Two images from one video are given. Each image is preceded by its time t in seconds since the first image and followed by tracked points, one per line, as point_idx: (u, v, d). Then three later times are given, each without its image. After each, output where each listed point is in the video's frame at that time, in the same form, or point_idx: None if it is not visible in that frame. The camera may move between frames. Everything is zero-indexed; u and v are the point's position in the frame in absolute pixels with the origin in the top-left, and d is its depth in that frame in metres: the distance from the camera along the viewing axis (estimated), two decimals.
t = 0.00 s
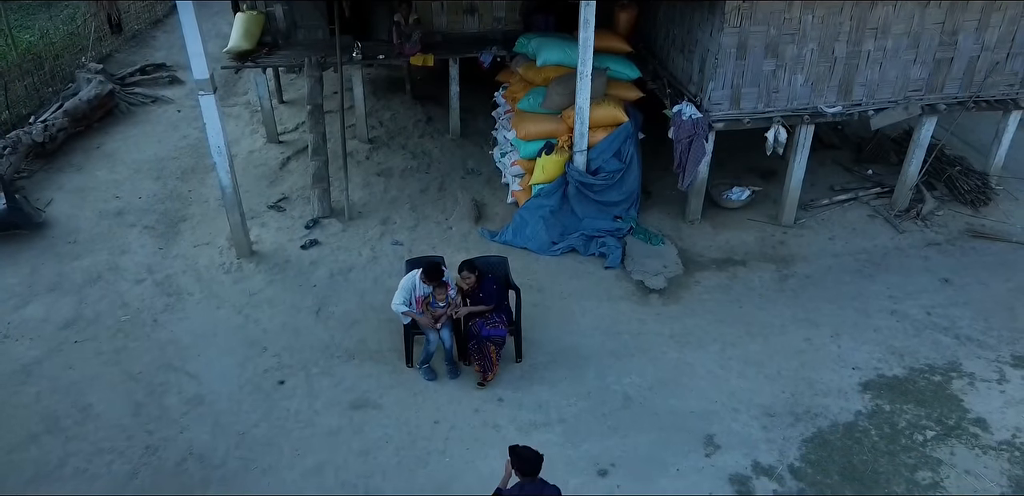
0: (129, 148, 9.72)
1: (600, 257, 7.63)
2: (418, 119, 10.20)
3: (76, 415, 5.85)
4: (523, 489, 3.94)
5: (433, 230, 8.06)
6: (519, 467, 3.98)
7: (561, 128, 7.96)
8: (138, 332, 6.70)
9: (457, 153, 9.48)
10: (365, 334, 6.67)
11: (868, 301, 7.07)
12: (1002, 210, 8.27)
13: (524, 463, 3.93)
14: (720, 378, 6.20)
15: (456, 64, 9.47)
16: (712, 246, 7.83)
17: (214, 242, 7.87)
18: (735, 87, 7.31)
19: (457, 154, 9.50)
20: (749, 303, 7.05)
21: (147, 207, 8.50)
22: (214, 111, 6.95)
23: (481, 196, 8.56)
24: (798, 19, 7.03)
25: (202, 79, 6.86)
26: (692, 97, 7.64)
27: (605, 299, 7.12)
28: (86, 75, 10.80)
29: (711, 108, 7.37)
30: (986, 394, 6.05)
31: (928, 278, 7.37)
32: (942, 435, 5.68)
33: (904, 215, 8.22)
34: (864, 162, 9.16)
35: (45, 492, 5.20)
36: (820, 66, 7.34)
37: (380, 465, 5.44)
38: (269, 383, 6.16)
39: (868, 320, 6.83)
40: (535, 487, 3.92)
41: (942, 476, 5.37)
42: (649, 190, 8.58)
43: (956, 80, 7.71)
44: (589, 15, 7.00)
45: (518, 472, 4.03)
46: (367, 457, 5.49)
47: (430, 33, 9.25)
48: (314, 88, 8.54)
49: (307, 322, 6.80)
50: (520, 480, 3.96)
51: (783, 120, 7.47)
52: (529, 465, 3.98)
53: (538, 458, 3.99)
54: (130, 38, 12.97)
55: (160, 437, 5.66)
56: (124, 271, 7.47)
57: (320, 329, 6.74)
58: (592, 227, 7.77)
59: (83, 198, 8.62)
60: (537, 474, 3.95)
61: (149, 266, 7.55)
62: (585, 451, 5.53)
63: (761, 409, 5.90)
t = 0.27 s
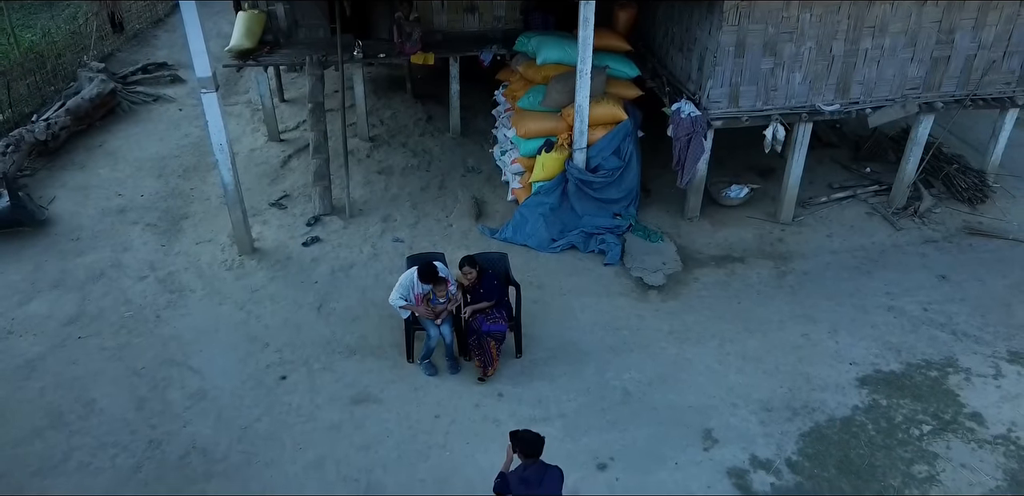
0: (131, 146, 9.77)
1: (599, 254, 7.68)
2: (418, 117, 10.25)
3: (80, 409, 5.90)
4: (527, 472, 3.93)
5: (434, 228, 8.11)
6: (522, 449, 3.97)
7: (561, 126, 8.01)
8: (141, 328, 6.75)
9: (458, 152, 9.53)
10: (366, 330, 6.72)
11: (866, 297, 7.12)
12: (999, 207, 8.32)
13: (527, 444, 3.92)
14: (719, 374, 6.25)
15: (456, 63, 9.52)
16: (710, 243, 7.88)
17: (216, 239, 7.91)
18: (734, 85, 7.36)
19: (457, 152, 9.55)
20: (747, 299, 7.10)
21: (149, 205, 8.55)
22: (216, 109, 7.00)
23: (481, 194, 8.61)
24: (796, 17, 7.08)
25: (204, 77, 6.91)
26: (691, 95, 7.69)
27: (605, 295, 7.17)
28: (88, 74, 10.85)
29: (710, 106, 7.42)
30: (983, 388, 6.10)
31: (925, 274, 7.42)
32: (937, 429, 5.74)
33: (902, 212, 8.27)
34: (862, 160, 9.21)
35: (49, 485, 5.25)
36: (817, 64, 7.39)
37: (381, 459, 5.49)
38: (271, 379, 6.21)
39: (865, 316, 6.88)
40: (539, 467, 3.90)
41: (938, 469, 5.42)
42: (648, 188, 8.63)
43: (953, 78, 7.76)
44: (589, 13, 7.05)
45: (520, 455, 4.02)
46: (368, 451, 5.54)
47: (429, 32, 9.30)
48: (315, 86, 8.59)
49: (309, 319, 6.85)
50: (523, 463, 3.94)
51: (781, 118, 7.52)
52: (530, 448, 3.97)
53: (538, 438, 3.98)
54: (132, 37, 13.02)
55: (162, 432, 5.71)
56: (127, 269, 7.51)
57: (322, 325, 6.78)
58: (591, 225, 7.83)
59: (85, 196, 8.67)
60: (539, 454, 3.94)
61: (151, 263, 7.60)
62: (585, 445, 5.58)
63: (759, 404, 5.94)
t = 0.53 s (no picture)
0: (135, 143, 9.86)
1: (598, 249, 7.78)
2: (418, 114, 10.34)
3: (86, 400, 5.99)
4: (528, 449, 3.77)
5: (434, 223, 8.20)
6: (521, 427, 3.79)
7: (560, 122, 8.10)
8: (146, 321, 6.84)
9: (458, 148, 9.63)
10: (368, 322, 6.82)
11: (860, 291, 7.21)
12: (993, 203, 8.41)
13: (527, 420, 3.75)
14: (715, 365, 6.34)
15: (456, 61, 9.60)
16: (707, 237, 7.97)
17: (219, 234, 8.01)
18: (730, 81, 7.45)
19: (458, 148, 9.64)
20: (743, 292, 7.20)
21: (153, 201, 8.64)
22: (220, 105, 7.09)
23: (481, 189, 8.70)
24: (791, 14, 7.17)
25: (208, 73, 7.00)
26: (689, 91, 7.78)
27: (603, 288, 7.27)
28: (91, 71, 10.95)
29: (707, 102, 7.51)
30: (975, 380, 6.19)
31: (920, 269, 7.51)
32: (930, 419, 5.83)
33: (897, 207, 8.36)
34: (858, 156, 9.30)
35: (57, 473, 5.35)
36: (813, 61, 7.48)
37: (382, 448, 5.58)
38: (274, 370, 6.30)
39: (860, 309, 6.97)
40: (541, 444, 3.74)
41: (931, 458, 5.51)
42: (646, 184, 8.72)
43: (947, 75, 7.85)
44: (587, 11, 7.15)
45: (519, 433, 3.85)
46: (370, 440, 5.64)
47: (430, 30, 9.39)
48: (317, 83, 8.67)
49: (311, 311, 6.94)
50: (524, 441, 3.77)
51: (777, 114, 7.61)
52: (530, 425, 3.80)
53: (539, 415, 3.81)
54: (134, 35, 13.11)
55: (167, 422, 5.80)
56: (131, 263, 7.61)
57: (324, 317, 6.88)
58: (591, 220, 7.92)
59: (90, 191, 8.77)
60: (540, 431, 3.78)
61: (155, 258, 7.69)
62: (583, 434, 5.68)
63: (754, 394, 6.04)
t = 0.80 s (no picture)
0: (140, 137, 10.02)
1: (596, 239, 7.93)
2: (419, 109, 10.50)
3: (97, 383, 6.15)
4: (525, 418, 3.88)
5: (435, 214, 8.36)
6: (518, 397, 3.91)
7: (559, 114, 8.26)
8: (153, 308, 6.99)
9: (458, 142, 9.78)
10: (370, 310, 6.97)
11: (852, 279, 7.37)
12: (985, 195, 8.57)
13: (524, 391, 3.86)
14: (709, 350, 6.50)
15: (457, 56, 9.76)
16: (703, 228, 8.13)
17: (224, 225, 8.16)
18: (726, 74, 7.60)
19: (458, 142, 9.80)
20: (737, 280, 7.36)
21: (159, 193, 8.79)
22: (226, 96, 7.25)
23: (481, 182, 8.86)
24: (785, 9, 7.32)
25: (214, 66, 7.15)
26: (685, 85, 7.94)
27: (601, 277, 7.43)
28: (97, 66, 11.11)
29: (702, 95, 7.67)
30: (963, 364, 6.34)
31: (911, 258, 7.67)
32: (918, 401, 5.98)
33: (889, 199, 8.51)
34: (852, 149, 9.45)
35: (69, 452, 5.50)
36: (807, 54, 7.63)
37: (385, 428, 5.74)
38: (279, 355, 6.46)
39: (852, 297, 7.13)
40: (537, 413, 3.87)
41: (918, 438, 5.67)
42: (643, 176, 8.87)
43: (938, 69, 8.00)
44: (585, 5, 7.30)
45: (516, 402, 3.96)
46: (373, 421, 5.80)
47: (431, 25, 9.55)
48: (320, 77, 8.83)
49: (315, 299, 7.10)
50: (521, 409, 3.88)
51: (771, 107, 7.76)
52: (526, 394, 3.92)
53: (535, 385, 3.92)
54: (138, 32, 13.27)
55: (176, 404, 5.96)
56: (137, 252, 7.76)
57: (328, 304, 7.04)
58: (589, 211, 8.07)
59: (97, 183, 8.92)
60: (536, 400, 3.89)
61: (161, 248, 7.85)
62: (581, 416, 5.84)
63: (747, 378, 6.19)
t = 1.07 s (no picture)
0: (148, 128, 10.24)
1: (593, 225, 8.15)
2: (421, 101, 10.72)
3: (111, 360, 6.37)
4: (519, 380, 4.13)
5: (437, 201, 8.59)
6: (514, 361, 4.14)
7: (557, 104, 8.48)
8: (163, 290, 7.22)
9: (459, 133, 10.01)
10: (375, 292, 7.20)
11: (842, 263, 7.59)
12: (972, 183, 8.79)
13: (519, 356, 4.07)
14: (702, 330, 6.71)
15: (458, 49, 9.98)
16: (697, 215, 8.35)
17: (231, 212, 8.38)
18: (719, 65, 7.82)
19: (459, 133, 10.02)
20: (730, 264, 7.58)
21: (167, 181, 9.02)
22: (234, 86, 7.47)
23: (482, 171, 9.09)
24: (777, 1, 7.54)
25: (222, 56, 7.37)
26: (680, 75, 8.15)
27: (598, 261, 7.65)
28: (104, 60, 11.34)
29: (696, 85, 7.89)
30: (947, 343, 6.56)
31: (899, 243, 7.89)
32: (903, 377, 6.21)
33: (879, 188, 8.73)
34: (844, 140, 9.67)
35: (86, 425, 5.73)
36: (798, 46, 7.85)
37: (390, 403, 5.97)
38: (286, 334, 6.69)
39: (841, 280, 7.35)
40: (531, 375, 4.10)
41: (902, 411, 5.89)
42: (640, 166, 9.09)
43: (926, 61, 8.22)
44: None
45: (511, 366, 4.20)
46: (378, 396, 6.02)
47: (432, 19, 9.76)
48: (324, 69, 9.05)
49: (321, 282, 7.33)
50: (516, 373, 4.12)
51: (764, 97, 7.98)
52: (521, 359, 4.14)
53: (530, 350, 4.13)
54: (144, 28, 13.49)
55: (187, 379, 6.18)
56: (147, 238, 7.98)
57: (333, 287, 7.26)
58: (586, 198, 8.30)
59: (107, 172, 9.14)
60: (530, 364, 4.11)
61: (170, 234, 8.07)
62: (578, 391, 6.06)
63: (738, 355, 6.42)
